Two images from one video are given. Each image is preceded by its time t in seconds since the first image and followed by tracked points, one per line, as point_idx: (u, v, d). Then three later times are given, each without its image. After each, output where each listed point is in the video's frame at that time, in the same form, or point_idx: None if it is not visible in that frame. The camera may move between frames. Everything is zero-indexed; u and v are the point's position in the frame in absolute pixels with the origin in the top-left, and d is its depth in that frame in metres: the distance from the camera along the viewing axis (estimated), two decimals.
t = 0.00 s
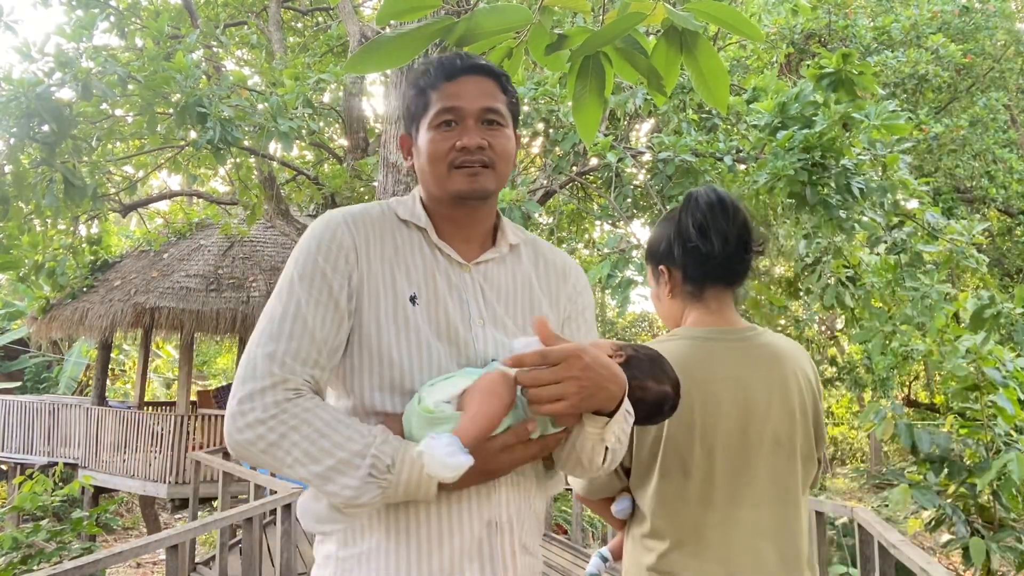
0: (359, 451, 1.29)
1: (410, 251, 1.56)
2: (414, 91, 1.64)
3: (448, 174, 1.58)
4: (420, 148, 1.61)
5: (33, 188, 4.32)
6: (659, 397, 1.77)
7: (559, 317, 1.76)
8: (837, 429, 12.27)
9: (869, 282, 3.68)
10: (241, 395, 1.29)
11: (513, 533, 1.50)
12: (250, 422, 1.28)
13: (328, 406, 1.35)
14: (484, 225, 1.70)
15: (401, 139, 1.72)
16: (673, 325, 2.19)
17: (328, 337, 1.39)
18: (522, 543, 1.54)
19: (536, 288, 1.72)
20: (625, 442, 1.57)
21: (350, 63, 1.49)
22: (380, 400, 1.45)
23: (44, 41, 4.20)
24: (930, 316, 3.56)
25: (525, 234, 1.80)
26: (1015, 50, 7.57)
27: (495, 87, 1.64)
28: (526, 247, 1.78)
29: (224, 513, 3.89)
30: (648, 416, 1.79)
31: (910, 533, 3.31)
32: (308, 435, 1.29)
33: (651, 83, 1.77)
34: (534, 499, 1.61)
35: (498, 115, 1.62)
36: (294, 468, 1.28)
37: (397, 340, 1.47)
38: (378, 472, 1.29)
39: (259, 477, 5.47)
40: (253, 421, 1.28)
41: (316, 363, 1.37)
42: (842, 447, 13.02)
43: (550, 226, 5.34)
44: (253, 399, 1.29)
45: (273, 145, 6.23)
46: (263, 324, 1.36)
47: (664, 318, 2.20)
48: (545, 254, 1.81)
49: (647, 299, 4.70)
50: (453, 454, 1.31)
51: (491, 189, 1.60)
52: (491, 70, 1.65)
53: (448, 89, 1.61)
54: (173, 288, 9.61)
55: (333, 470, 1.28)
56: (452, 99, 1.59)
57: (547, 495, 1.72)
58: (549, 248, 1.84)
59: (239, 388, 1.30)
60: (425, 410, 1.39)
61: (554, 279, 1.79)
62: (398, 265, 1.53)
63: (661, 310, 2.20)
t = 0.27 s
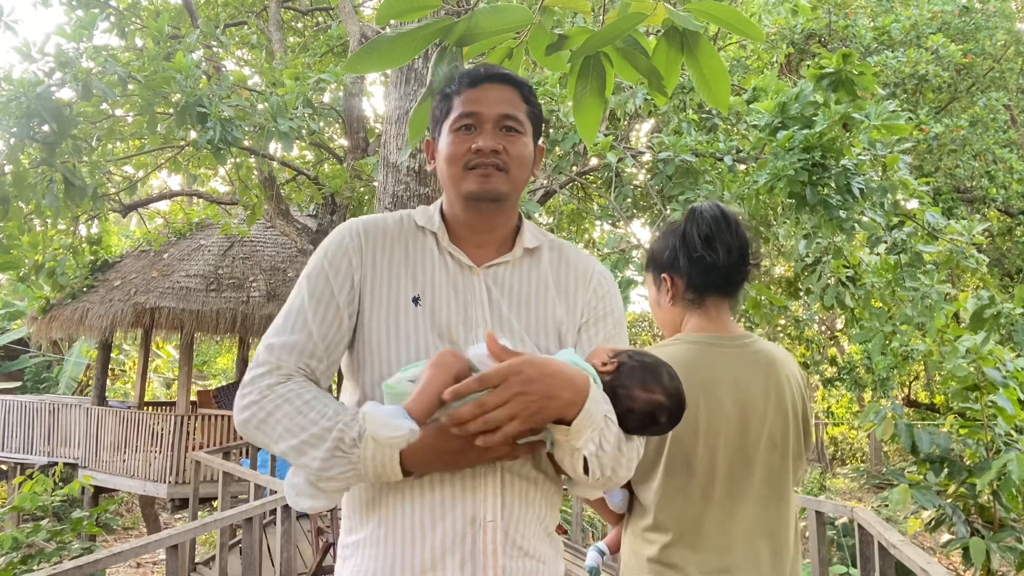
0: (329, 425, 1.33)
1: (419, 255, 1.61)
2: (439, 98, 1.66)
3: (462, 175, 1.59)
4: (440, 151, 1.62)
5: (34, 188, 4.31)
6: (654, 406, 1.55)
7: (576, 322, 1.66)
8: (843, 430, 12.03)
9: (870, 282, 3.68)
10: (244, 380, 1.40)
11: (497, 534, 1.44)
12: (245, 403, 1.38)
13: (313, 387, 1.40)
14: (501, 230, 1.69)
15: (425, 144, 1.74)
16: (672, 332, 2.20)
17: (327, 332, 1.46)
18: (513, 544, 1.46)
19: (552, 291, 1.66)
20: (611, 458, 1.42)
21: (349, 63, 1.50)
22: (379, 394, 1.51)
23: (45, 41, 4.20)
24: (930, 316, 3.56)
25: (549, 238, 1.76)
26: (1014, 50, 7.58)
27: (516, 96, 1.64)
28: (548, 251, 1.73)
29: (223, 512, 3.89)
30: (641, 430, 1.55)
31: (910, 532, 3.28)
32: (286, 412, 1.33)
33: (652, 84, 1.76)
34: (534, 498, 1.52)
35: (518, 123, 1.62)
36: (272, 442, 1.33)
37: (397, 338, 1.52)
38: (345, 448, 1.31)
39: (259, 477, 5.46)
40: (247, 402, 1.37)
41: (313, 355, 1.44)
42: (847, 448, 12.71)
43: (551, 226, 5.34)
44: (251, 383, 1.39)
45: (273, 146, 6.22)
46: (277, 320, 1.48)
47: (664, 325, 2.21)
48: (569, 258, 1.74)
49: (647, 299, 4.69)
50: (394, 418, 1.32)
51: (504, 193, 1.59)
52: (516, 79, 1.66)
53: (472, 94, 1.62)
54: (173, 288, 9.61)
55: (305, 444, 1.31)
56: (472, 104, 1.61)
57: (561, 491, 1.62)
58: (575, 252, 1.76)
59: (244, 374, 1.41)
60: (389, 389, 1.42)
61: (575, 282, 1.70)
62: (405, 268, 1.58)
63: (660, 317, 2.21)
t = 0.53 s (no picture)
0: (331, 426, 1.41)
1: (427, 258, 1.62)
2: (453, 105, 1.68)
3: (472, 179, 1.59)
4: (453, 155, 1.64)
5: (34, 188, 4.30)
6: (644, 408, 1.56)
7: (580, 325, 1.65)
8: (841, 430, 12.16)
9: (870, 282, 3.69)
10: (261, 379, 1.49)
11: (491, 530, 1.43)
12: (260, 402, 1.46)
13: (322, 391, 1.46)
14: (511, 234, 1.68)
15: (440, 149, 1.76)
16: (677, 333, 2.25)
17: (335, 334, 1.51)
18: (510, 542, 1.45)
19: (558, 294, 1.64)
20: (599, 456, 1.40)
21: (349, 63, 1.50)
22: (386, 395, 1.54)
23: (45, 41, 4.20)
24: (930, 317, 3.56)
25: (560, 243, 1.73)
26: (1014, 50, 7.58)
27: (528, 103, 1.65)
28: (557, 254, 1.70)
29: (223, 512, 3.89)
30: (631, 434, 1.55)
31: (909, 533, 3.28)
32: (296, 412, 1.42)
33: (652, 84, 1.75)
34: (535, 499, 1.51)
35: (529, 129, 1.62)
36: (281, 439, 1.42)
37: (403, 340, 1.54)
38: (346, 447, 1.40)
39: (259, 477, 5.46)
40: (263, 401, 1.46)
41: (322, 357, 1.50)
42: (845, 450, 12.92)
43: (551, 226, 5.33)
44: (267, 383, 1.47)
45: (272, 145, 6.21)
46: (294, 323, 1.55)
47: (669, 326, 2.26)
48: (578, 262, 1.71)
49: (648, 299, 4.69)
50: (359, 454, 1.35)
51: (513, 197, 1.59)
52: (528, 86, 1.67)
53: (486, 100, 1.63)
54: (173, 288, 9.61)
55: (309, 443, 1.40)
56: (484, 109, 1.61)
57: (570, 495, 1.59)
58: (585, 257, 1.73)
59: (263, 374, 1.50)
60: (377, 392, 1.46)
61: (581, 286, 1.67)
62: (413, 271, 1.60)
63: (665, 318, 2.26)
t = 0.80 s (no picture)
0: (351, 429, 1.37)
1: (431, 258, 1.60)
2: (450, 109, 1.67)
3: (475, 182, 1.59)
4: (453, 159, 1.63)
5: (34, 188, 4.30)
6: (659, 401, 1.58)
7: (584, 324, 1.66)
8: (841, 429, 12.13)
9: (870, 282, 3.70)
10: (269, 383, 1.44)
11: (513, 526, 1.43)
12: (270, 406, 1.41)
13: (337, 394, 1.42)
14: (513, 234, 1.68)
15: (437, 153, 1.75)
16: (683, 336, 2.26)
17: (345, 335, 1.48)
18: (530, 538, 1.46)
19: (561, 293, 1.65)
20: (619, 449, 1.42)
21: (349, 63, 1.50)
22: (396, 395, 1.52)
23: (44, 41, 4.21)
24: (930, 317, 3.56)
25: (559, 242, 1.73)
26: (1014, 50, 7.59)
27: (524, 104, 1.64)
28: (558, 255, 1.70)
29: (223, 512, 3.89)
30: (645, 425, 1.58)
31: (909, 533, 3.27)
32: (314, 415, 1.37)
33: (652, 84, 1.75)
34: (550, 496, 1.52)
35: (528, 130, 1.62)
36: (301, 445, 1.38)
37: (413, 340, 1.52)
38: (368, 450, 1.36)
39: (259, 478, 5.46)
40: (273, 405, 1.40)
41: (333, 359, 1.46)
42: (846, 450, 12.89)
43: (551, 226, 5.33)
44: (277, 386, 1.43)
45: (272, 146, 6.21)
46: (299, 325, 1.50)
47: (675, 329, 2.27)
48: (579, 262, 1.72)
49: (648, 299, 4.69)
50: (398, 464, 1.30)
51: (516, 198, 1.59)
52: (523, 88, 1.67)
53: (482, 104, 1.62)
54: (173, 288, 9.61)
55: (330, 447, 1.36)
56: (483, 113, 1.61)
57: (579, 490, 1.62)
58: (584, 257, 1.74)
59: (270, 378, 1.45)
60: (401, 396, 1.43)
61: (583, 285, 1.69)
62: (419, 271, 1.58)
63: (670, 321, 2.27)
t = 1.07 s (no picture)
0: (402, 439, 1.25)
1: (442, 262, 1.53)
2: (446, 115, 1.62)
3: (482, 188, 1.54)
4: (455, 165, 1.57)
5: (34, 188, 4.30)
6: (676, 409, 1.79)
7: (584, 328, 1.69)
8: (841, 429, 12.12)
9: (870, 282, 3.71)
10: (293, 396, 1.27)
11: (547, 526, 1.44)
12: (302, 420, 1.25)
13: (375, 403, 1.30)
14: (515, 238, 1.65)
15: (434, 159, 1.70)
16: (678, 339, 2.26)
17: (372, 341, 1.35)
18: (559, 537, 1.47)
19: (563, 299, 1.67)
20: (645, 447, 1.52)
21: (349, 63, 1.50)
22: (420, 403, 1.42)
23: (44, 41, 4.21)
24: (930, 317, 3.55)
25: (550, 249, 1.75)
26: (1014, 50, 7.59)
27: (521, 108, 1.61)
28: (552, 263, 1.72)
29: (223, 513, 3.88)
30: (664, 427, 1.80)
31: (909, 533, 3.27)
32: (357, 426, 1.24)
33: (652, 84, 1.75)
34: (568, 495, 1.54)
35: (529, 135, 1.60)
36: (343, 459, 1.24)
37: (437, 345, 1.44)
38: (422, 460, 1.24)
39: (259, 478, 5.46)
40: (306, 419, 1.25)
41: (362, 366, 1.33)
42: (846, 450, 12.89)
43: (551, 226, 5.33)
44: (304, 400, 1.27)
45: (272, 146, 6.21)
46: (310, 331, 1.35)
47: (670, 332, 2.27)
48: (570, 269, 1.75)
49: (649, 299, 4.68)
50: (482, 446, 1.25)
51: (523, 203, 1.56)
52: (518, 92, 1.64)
53: (482, 110, 1.58)
54: (173, 288, 9.60)
55: (380, 458, 1.24)
56: (484, 119, 1.56)
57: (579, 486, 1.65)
58: (572, 263, 1.77)
59: (292, 390, 1.28)
60: (455, 399, 1.34)
61: (579, 292, 1.73)
62: (433, 274, 1.50)
63: (666, 324, 2.27)
